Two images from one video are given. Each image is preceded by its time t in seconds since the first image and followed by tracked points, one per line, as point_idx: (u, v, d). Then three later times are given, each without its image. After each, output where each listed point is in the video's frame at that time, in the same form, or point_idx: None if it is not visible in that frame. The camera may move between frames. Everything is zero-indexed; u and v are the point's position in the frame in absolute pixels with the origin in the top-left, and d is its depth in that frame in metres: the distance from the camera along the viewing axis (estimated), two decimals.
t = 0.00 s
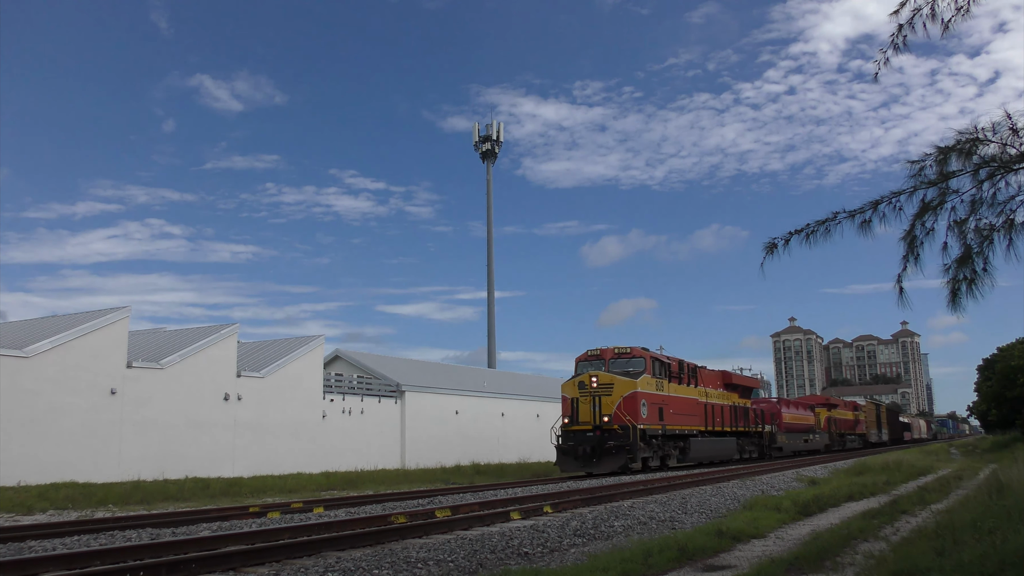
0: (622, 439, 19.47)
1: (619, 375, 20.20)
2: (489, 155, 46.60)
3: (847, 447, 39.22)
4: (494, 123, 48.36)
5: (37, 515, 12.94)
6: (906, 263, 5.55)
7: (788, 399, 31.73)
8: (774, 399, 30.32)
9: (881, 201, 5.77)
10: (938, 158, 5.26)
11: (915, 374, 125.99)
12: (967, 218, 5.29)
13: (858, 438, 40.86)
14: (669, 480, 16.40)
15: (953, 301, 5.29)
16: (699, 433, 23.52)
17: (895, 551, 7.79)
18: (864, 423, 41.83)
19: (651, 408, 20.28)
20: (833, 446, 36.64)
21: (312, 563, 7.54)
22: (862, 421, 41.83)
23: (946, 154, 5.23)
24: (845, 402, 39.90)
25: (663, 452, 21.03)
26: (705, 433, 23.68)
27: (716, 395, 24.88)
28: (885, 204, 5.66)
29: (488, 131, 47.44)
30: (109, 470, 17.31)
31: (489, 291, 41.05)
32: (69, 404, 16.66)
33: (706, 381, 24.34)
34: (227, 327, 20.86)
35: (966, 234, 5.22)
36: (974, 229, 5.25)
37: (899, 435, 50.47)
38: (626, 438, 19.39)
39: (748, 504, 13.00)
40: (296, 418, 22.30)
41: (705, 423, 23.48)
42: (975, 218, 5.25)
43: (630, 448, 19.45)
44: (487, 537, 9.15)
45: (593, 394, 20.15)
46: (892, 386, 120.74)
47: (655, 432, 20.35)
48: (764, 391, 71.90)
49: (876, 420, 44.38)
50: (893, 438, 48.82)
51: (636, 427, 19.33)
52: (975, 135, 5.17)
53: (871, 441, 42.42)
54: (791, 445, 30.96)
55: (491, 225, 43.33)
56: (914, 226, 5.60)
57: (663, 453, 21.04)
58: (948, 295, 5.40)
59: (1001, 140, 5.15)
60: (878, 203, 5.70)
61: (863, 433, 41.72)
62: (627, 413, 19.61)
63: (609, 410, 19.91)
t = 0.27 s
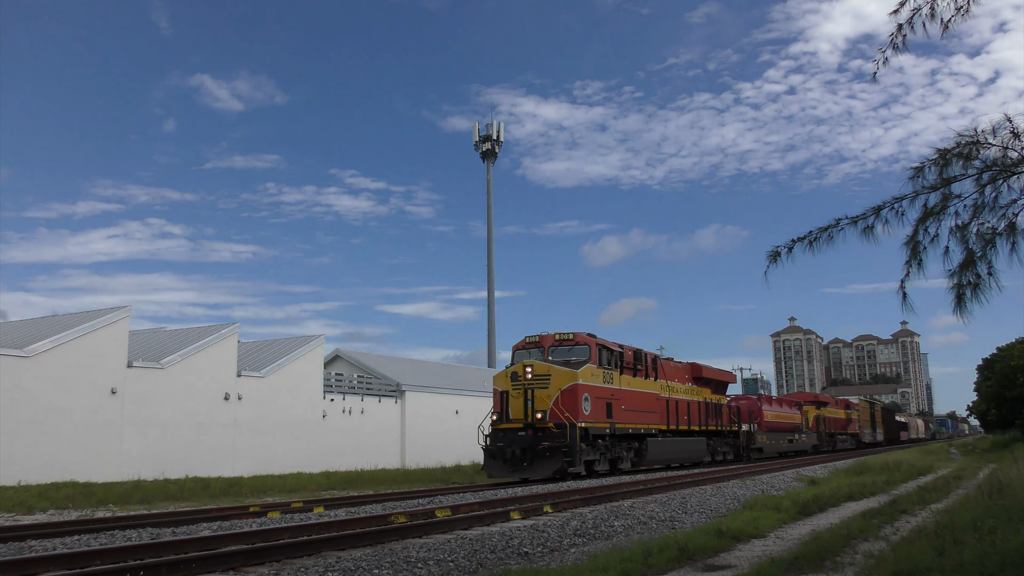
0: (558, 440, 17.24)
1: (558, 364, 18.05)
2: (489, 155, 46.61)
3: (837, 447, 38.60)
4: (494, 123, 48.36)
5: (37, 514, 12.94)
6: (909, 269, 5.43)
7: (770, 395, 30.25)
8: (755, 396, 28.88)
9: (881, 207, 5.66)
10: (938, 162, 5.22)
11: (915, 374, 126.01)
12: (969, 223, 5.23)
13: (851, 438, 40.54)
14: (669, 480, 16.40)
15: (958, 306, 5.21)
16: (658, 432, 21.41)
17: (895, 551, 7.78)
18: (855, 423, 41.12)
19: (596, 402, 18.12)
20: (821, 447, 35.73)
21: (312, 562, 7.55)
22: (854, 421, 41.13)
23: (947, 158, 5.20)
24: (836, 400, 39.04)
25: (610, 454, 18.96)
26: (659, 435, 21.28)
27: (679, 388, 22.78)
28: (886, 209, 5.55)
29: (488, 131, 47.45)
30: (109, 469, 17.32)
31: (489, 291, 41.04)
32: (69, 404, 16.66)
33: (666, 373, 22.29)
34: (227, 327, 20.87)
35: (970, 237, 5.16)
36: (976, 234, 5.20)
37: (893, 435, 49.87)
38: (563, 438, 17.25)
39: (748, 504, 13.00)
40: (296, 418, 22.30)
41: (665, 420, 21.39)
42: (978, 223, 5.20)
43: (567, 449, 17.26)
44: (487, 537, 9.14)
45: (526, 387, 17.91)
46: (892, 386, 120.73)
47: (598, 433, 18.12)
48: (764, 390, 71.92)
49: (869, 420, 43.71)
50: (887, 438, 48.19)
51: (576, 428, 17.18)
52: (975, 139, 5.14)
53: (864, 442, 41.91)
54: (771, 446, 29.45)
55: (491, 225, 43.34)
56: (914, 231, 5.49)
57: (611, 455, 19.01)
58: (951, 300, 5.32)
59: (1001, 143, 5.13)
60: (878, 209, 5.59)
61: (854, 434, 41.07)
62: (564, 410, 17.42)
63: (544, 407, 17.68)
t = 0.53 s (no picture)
0: (466, 439, 14.44)
1: (473, 350, 15.43)
2: (489, 155, 46.59)
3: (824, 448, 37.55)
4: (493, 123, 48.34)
5: (37, 514, 12.94)
6: (911, 274, 5.26)
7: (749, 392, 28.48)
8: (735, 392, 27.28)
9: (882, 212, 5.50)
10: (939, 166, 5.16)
11: (915, 373, 126.05)
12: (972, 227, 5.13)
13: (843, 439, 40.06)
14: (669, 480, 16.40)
15: (961, 311, 5.10)
16: (607, 431, 18.99)
17: (895, 552, 7.79)
18: (844, 423, 40.13)
19: (521, 395, 15.49)
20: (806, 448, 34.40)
21: (312, 562, 7.55)
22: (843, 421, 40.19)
23: (948, 162, 5.12)
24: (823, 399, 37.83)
25: (540, 457, 16.33)
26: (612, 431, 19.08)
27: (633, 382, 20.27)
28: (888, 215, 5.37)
29: (488, 131, 47.43)
30: (109, 469, 17.32)
31: (489, 291, 40.99)
32: (69, 403, 16.66)
33: (620, 364, 19.85)
34: (227, 327, 20.87)
35: (972, 243, 5.08)
36: (978, 238, 5.11)
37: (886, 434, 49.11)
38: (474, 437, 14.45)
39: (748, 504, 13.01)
40: (296, 418, 22.30)
41: (613, 419, 18.95)
42: (980, 227, 5.12)
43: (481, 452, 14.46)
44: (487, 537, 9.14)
45: (434, 376, 15.17)
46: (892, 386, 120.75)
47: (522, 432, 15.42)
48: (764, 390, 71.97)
49: (859, 420, 42.79)
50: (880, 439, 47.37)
51: (491, 425, 14.44)
52: (976, 143, 5.08)
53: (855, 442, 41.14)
54: (747, 448, 27.57)
55: (491, 226, 43.34)
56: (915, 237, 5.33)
57: (542, 458, 16.37)
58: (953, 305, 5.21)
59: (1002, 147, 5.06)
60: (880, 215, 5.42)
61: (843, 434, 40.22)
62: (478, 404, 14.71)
63: (453, 401, 14.94)
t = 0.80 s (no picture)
0: (325, 442, 11.29)
1: (348, 329, 12.59)
2: (489, 155, 46.61)
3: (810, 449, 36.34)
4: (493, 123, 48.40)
5: (38, 514, 12.96)
6: (913, 278, 5.22)
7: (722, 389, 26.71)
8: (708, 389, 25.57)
9: (884, 216, 5.46)
10: (941, 170, 5.12)
11: (915, 374, 126.20)
12: (974, 230, 5.09)
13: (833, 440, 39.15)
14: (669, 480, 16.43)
15: (964, 315, 5.06)
16: (536, 431, 16.50)
17: (895, 552, 7.80)
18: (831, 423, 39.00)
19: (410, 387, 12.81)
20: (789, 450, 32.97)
21: (312, 563, 7.57)
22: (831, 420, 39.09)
23: (950, 166, 5.08)
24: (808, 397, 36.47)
25: (440, 463, 13.57)
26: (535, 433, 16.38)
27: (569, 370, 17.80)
28: (891, 218, 5.33)
29: (488, 131, 47.47)
30: (109, 469, 17.32)
31: (489, 291, 41.04)
32: (69, 404, 16.67)
33: (554, 350, 17.44)
34: (227, 328, 20.89)
35: (974, 247, 5.04)
36: (981, 241, 5.06)
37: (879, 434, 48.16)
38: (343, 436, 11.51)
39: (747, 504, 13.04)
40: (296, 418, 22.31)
41: (545, 417, 16.47)
42: (982, 230, 5.07)
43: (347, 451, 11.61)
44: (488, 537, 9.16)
45: (294, 362, 12.21)
46: (892, 386, 120.81)
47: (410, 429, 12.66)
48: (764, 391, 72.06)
49: (848, 419, 41.72)
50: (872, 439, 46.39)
51: (362, 422, 11.62)
52: (978, 145, 5.04)
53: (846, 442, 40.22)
54: (719, 450, 25.66)
55: (490, 226, 43.33)
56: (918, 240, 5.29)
57: (442, 465, 13.60)
58: (956, 308, 5.16)
59: (1004, 150, 5.02)
60: (883, 219, 5.38)
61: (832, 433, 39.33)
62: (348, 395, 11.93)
63: (320, 393, 12.04)
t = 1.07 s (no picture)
0: (86, 441, 8.45)
1: (141, 293, 9.78)
2: (489, 155, 46.59)
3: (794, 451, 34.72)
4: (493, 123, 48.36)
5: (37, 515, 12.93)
6: (916, 279, 5.19)
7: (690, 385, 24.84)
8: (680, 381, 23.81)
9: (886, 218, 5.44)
10: (943, 171, 5.11)
11: (915, 374, 126.27)
12: (977, 232, 5.06)
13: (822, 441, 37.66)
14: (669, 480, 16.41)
15: (966, 316, 5.04)
16: (438, 431, 14.15)
17: (895, 552, 7.80)
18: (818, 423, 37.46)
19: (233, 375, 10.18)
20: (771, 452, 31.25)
21: (312, 562, 7.56)
22: (819, 419, 37.64)
23: (951, 167, 5.07)
24: (790, 395, 34.79)
25: (283, 470, 10.80)
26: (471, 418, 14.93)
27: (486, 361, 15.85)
28: (893, 219, 5.31)
29: (488, 131, 47.45)
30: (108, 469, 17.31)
31: (489, 291, 40.99)
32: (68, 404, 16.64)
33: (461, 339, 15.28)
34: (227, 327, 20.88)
35: (977, 249, 5.01)
36: (984, 242, 5.04)
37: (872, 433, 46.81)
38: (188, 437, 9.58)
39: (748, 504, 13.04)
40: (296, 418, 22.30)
41: (471, 413, 14.89)
42: (985, 232, 5.05)
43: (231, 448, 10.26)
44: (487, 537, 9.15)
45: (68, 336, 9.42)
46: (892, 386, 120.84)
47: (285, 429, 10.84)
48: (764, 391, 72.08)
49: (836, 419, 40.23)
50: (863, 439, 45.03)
51: (150, 413, 8.95)
52: (980, 147, 5.02)
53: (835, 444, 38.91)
54: (685, 451, 23.65)
55: (490, 226, 43.29)
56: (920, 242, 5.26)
57: (288, 473, 10.86)
58: (959, 310, 5.14)
59: (1006, 151, 5.00)
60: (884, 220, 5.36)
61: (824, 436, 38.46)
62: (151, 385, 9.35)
63: (95, 375, 9.17)
